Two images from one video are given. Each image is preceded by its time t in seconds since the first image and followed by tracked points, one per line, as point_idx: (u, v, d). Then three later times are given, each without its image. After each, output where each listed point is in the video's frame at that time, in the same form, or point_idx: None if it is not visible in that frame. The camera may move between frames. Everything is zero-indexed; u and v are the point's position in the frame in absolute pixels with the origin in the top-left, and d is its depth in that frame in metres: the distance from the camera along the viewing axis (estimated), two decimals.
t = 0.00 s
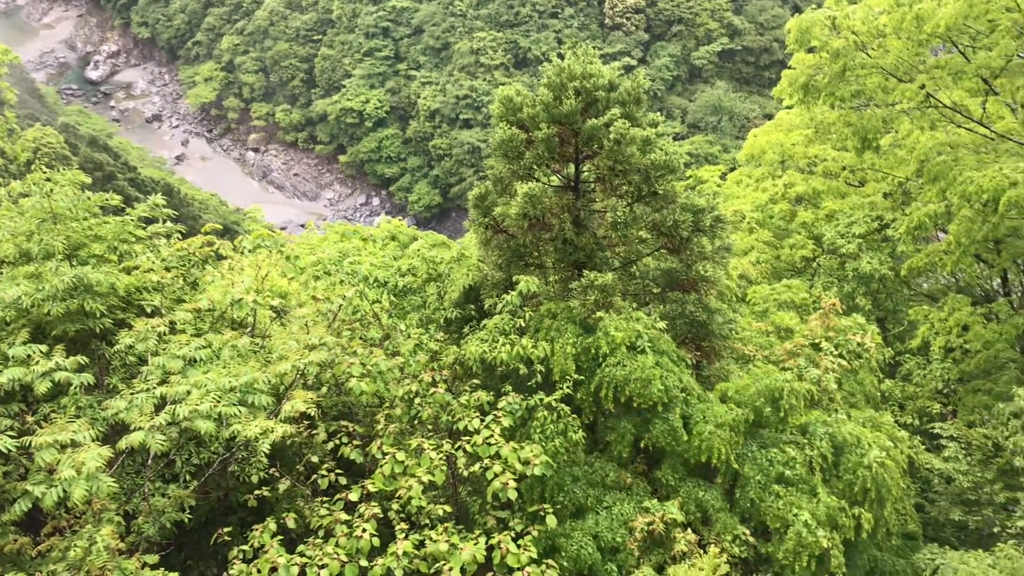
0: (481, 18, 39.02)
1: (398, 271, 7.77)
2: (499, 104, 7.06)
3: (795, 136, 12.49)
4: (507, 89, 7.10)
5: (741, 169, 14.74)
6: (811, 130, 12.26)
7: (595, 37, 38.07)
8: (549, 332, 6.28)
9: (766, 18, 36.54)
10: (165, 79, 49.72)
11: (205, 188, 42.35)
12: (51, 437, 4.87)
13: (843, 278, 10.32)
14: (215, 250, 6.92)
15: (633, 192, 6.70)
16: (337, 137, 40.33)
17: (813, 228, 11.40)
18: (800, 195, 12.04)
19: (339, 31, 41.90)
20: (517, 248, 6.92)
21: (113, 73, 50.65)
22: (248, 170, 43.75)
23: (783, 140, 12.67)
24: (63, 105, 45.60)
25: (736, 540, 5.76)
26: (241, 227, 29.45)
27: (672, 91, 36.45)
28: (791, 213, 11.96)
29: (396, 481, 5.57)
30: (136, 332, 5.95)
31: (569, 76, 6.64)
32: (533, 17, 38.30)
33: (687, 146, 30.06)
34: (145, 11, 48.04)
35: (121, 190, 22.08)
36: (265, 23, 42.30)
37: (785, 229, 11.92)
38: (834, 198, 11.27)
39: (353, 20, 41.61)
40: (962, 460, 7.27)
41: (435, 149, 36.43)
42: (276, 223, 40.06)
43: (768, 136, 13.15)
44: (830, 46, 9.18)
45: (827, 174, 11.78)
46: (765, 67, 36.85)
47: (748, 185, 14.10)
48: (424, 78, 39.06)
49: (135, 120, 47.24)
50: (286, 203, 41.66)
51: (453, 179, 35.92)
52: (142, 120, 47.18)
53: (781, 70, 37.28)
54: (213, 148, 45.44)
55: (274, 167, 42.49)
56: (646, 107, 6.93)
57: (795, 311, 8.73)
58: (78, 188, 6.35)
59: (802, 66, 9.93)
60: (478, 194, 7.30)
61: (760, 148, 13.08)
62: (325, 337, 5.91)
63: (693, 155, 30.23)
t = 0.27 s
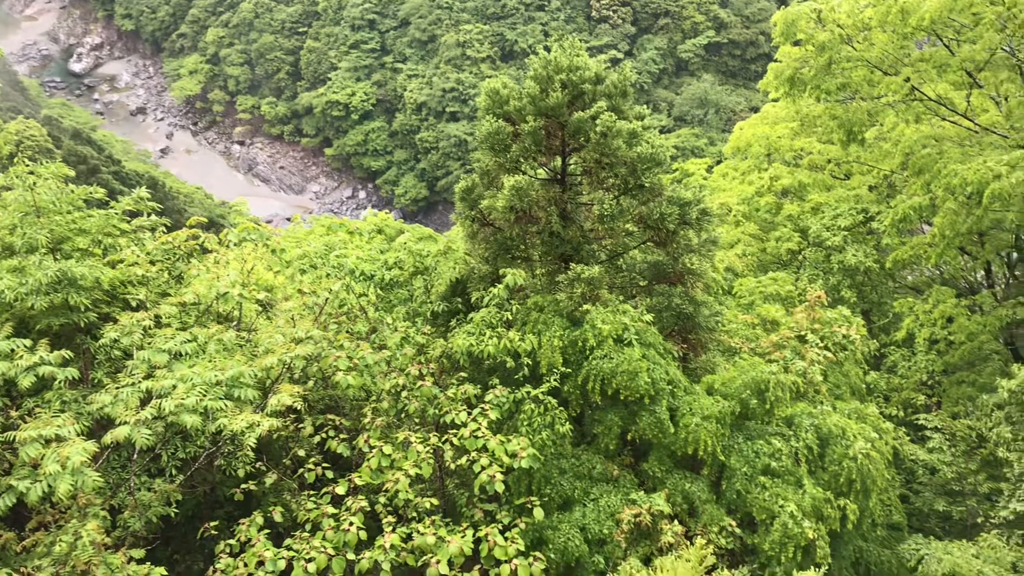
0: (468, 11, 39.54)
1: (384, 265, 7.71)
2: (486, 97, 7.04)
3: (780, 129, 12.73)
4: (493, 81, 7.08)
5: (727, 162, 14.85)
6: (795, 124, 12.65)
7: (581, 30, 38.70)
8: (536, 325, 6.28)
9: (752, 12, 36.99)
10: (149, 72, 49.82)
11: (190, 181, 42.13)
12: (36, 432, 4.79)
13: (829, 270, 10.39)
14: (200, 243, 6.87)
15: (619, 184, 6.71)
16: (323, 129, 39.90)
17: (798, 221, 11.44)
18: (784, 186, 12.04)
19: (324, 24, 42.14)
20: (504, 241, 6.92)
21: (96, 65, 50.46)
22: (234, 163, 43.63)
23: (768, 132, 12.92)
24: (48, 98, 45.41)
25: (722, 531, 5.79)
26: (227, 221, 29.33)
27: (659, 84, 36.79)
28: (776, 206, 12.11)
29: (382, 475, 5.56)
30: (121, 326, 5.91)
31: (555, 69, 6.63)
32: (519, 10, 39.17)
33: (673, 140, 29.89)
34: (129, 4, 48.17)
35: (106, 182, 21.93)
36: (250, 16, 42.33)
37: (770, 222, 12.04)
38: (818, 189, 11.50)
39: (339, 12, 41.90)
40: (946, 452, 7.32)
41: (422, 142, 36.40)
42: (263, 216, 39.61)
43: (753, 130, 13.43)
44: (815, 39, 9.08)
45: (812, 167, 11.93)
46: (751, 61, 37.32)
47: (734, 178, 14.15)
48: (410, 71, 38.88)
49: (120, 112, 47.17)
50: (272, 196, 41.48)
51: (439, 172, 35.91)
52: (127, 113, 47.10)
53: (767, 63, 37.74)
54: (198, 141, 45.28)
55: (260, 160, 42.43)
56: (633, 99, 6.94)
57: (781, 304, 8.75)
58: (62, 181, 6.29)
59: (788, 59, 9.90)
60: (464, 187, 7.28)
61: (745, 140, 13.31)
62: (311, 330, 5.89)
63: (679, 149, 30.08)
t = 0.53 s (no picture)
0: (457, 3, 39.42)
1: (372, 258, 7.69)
2: (474, 88, 7.01)
3: (768, 122, 12.85)
4: (482, 73, 7.06)
5: (716, 155, 14.74)
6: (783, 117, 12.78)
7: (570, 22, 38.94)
8: (524, 317, 6.28)
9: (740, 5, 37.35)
10: (135, 63, 49.56)
11: (177, 172, 41.95)
12: (21, 423, 4.73)
13: (815, 263, 10.45)
14: (187, 235, 6.83)
15: (608, 176, 6.72)
16: (311, 120, 39.86)
17: (786, 214, 11.56)
18: (772, 179, 12.26)
19: (312, 15, 41.96)
20: (493, 234, 6.92)
21: (82, 56, 50.27)
22: (220, 155, 43.46)
23: (756, 125, 13.02)
24: (33, 88, 45.13)
25: (710, 522, 5.81)
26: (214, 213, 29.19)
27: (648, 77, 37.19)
28: (764, 198, 12.22)
29: (370, 467, 5.55)
30: (108, 318, 5.86)
31: (544, 60, 6.62)
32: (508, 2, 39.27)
33: (661, 132, 30.04)
34: None
35: (92, 174, 21.80)
36: (237, 8, 42.11)
37: (758, 214, 12.15)
38: (806, 182, 11.69)
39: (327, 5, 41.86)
40: (932, 443, 7.40)
41: (410, 133, 36.29)
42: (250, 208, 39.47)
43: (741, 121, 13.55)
44: (803, 32, 9.34)
45: (799, 160, 12.05)
46: (740, 54, 37.72)
47: (721, 171, 14.17)
48: (398, 63, 39.08)
49: (105, 103, 46.89)
50: (258, 188, 41.41)
51: (427, 164, 35.86)
52: (112, 104, 46.84)
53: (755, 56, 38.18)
54: (184, 132, 45.10)
55: (247, 151, 42.38)
56: (621, 92, 6.96)
57: (769, 296, 8.83)
58: (47, 171, 6.23)
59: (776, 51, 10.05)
60: (453, 179, 7.26)
61: (733, 133, 13.43)
62: (299, 322, 5.87)
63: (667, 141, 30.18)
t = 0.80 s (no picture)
0: None
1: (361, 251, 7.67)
2: (463, 81, 6.99)
3: (757, 117, 12.90)
4: (471, 66, 7.04)
5: (705, 150, 14.90)
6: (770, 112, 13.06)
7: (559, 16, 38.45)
8: (513, 311, 6.29)
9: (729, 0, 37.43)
10: (122, 55, 49.31)
11: (165, 166, 41.96)
12: (6, 416, 4.66)
13: (803, 257, 10.54)
14: (174, 227, 6.78)
15: (597, 170, 6.73)
16: (299, 113, 39.73)
17: (775, 208, 11.72)
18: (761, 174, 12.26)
19: (300, 7, 41.26)
20: (482, 227, 6.92)
21: (68, 48, 50.05)
22: (208, 148, 43.55)
23: (745, 120, 13.06)
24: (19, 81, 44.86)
25: (697, 515, 5.82)
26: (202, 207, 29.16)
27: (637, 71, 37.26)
28: (752, 193, 12.30)
29: (359, 460, 5.53)
30: (95, 312, 5.82)
31: (533, 54, 6.61)
32: None
33: (651, 127, 29.91)
34: None
35: (78, 166, 21.73)
36: None
37: (746, 208, 12.20)
38: (794, 177, 11.80)
39: None
40: (918, 436, 7.41)
41: (399, 126, 36.31)
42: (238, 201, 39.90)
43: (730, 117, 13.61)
44: (792, 27, 9.14)
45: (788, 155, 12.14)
46: (729, 48, 37.87)
47: (711, 165, 14.24)
48: (387, 56, 38.55)
49: (93, 96, 46.72)
50: (247, 181, 41.64)
51: (416, 157, 35.97)
52: (100, 97, 46.67)
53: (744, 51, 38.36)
54: (172, 125, 45.16)
55: (235, 144, 42.36)
56: (611, 85, 6.96)
57: (756, 290, 8.90)
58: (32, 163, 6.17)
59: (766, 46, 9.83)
60: (442, 172, 7.25)
61: (722, 128, 13.47)
62: (287, 315, 5.86)
63: (656, 136, 30.11)
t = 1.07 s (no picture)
0: None
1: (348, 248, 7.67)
2: (450, 79, 7.00)
3: (745, 115, 12.91)
4: (459, 64, 7.04)
5: (693, 147, 14.89)
6: (758, 110, 12.71)
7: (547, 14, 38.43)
8: (501, 308, 6.29)
9: None
10: (108, 52, 48.83)
11: (151, 162, 41.50)
12: None
13: (790, 255, 10.59)
14: (160, 225, 6.77)
15: (585, 168, 6.75)
16: (287, 112, 39.49)
17: (761, 206, 11.81)
18: (746, 172, 12.31)
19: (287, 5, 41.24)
20: (470, 225, 6.91)
21: (53, 44, 49.51)
22: (195, 145, 43.16)
23: (732, 119, 13.09)
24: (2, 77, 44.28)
25: (685, 512, 5.84)
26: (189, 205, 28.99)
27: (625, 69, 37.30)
28: (739, 190, 12.33)
29: (346, 458, 5.52)
30: (81, 310, 5.79)
31: (520, 51, 6.60)
32: None
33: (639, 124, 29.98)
34: None
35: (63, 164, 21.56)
36: None
37: (734, 206, 12.27)
38: (780, 176, 11.89)
39: None
40: (904, 433, 7.48)
41: (386, 124, 36.17)
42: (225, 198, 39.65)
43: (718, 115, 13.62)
44: (779, 25, 9.27)
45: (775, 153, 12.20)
46: (717, 46, 38.17)
47: (698, 163, 14.26)
48: (376, 54, 38.63)
49: (78, 92, 46.21)
50: (234, 178, 41.22)
51: (404, 155, 35.84)
52: (86, 93, 46.19)
53: (730, 49, 38.65)
54: (159, 121, 44.71)
55: (222, 141, 41.98)
56: (598, 83, 6.96)
57: (743, 287, 8.96)
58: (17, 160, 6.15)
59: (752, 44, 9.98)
60: (429, 169, 7.23)
61: (710, 126, 13.49)
62: (274, 314, 5.84)
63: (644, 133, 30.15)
